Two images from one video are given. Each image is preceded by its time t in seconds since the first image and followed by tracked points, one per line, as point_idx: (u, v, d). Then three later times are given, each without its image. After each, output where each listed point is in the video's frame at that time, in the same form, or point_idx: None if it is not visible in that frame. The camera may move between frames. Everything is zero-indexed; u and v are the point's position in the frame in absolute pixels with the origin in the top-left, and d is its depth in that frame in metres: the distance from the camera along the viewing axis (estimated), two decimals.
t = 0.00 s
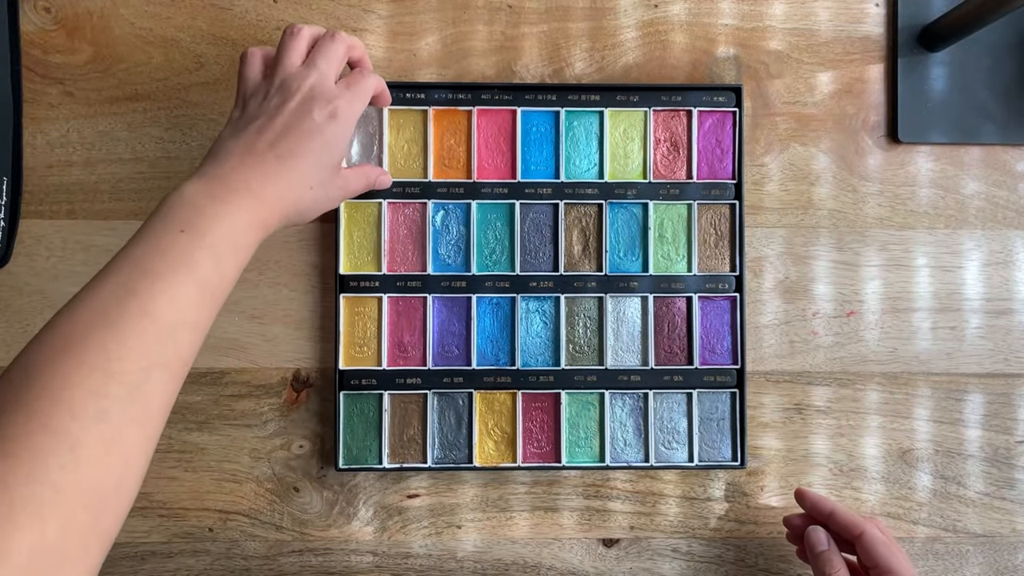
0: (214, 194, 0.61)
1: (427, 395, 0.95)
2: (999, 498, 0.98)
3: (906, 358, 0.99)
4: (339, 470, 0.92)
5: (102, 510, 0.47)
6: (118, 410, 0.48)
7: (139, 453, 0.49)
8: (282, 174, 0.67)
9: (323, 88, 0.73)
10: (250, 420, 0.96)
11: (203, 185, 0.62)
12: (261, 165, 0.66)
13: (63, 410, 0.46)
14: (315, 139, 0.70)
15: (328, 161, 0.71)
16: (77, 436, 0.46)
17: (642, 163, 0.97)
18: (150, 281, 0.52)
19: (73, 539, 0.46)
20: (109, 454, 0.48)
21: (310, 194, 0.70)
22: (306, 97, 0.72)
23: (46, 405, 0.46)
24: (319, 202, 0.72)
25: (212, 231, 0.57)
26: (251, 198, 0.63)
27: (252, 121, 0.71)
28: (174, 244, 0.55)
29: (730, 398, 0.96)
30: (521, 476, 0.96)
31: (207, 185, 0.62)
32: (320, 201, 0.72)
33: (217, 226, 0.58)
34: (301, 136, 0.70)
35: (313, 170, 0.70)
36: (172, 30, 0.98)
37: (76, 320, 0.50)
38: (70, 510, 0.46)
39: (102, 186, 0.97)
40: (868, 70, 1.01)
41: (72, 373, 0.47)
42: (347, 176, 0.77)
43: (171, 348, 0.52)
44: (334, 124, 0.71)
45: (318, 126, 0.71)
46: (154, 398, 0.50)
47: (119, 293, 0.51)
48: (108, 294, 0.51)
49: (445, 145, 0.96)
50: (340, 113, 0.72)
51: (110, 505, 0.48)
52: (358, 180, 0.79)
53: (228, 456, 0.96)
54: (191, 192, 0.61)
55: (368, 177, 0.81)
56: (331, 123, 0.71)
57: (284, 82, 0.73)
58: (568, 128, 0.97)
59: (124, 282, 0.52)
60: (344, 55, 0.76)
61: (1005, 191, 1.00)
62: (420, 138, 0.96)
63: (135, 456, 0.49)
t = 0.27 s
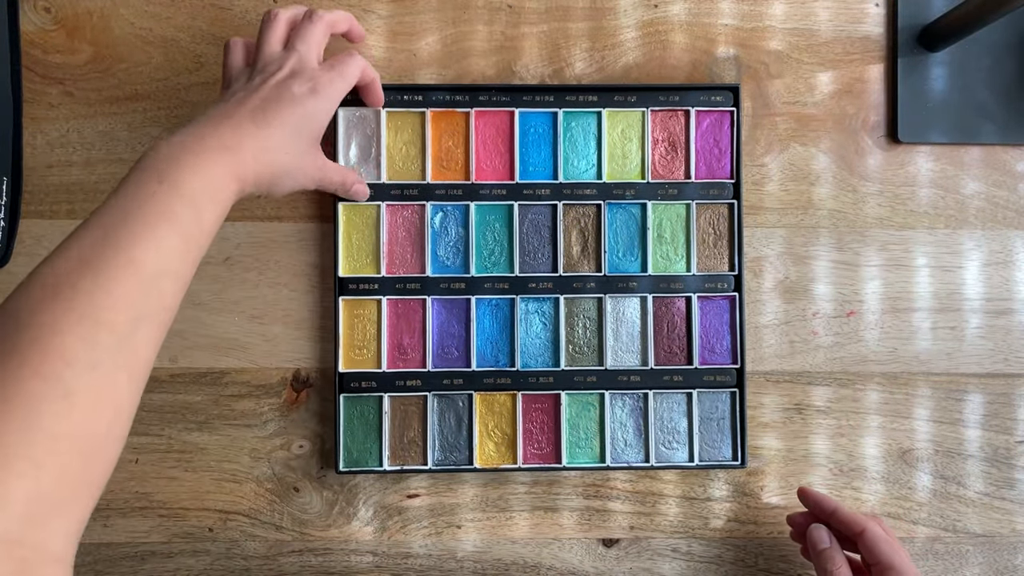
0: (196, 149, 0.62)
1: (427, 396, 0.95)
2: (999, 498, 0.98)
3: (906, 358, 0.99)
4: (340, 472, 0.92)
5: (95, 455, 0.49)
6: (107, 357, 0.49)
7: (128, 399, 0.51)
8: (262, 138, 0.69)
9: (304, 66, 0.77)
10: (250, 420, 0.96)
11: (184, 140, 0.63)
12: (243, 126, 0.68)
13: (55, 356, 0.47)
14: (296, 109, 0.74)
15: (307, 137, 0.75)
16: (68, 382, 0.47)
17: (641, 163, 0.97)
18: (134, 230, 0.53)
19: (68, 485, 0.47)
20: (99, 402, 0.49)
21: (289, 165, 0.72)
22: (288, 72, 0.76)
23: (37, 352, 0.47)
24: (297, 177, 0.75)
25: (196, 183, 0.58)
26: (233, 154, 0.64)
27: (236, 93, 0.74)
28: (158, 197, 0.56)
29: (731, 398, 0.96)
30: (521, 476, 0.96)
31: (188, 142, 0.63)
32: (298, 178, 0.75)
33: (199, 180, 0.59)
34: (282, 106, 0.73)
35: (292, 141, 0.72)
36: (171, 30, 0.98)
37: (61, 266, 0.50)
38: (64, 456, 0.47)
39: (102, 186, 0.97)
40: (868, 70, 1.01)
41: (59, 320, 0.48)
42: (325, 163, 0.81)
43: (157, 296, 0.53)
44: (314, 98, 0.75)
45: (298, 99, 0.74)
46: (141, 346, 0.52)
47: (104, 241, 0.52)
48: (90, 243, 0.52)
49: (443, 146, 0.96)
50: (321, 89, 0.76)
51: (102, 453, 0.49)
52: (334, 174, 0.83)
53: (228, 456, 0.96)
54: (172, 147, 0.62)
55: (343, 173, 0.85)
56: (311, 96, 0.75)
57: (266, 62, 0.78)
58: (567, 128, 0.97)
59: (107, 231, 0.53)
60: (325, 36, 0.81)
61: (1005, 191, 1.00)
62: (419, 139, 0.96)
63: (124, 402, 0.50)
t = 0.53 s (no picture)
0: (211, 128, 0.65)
1: (427, 397, 0.95)
2: (999, 498, 0.98)
3: (906, 358, 0.99)
4: (340, 472, 0.92)
5: (100, 424, 0.50)
6: (114, 327, 0.50)
7: (133, 370, 0.52)
8: (278, 119, 0.72)
9: (320, 56, 0.83)
10: (250, 420, 0.96)
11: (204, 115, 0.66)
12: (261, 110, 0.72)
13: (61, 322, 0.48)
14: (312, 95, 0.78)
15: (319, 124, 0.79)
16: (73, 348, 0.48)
17: (641, 163, 0.97)
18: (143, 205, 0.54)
19: (70, 455, 0.48)
20: (104, 371, 0.50)
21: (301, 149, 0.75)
22: (307, 59, 0.82)
23: (46, 318, 0.48)
24: (307, 160, 0.78)
25: (207, 160, 0.60)
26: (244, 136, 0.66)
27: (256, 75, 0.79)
28: (170, 172, 0.57)
29: (730, 398, 0.96)
30: (521, 476, 0.96)
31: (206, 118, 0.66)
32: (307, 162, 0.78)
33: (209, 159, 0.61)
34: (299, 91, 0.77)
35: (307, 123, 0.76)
36: (172, 30, 0.98)
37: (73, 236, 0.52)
38: (68, 423, 0.48)
39: (102, 186, 0.97)
40: (868, 70, 1.01)
41: (68, 287, 0.49)
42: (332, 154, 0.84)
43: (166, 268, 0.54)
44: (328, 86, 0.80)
45: (314, 86, 0.79)
46: (149, 318, 0.53)
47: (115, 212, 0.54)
48: (103, 216, 0.53)
49: (443, 146, 0.96)
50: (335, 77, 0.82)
51: (105, 425, 0.50)
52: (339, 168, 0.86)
53: (228, 456, 0.96)
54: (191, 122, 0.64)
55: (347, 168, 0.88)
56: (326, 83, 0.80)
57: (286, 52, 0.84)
58: (567, 128, 0.97)
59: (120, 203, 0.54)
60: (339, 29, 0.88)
61: (1006, 191, 1.00)
62: (418, 140, 0.96)
63: (129, 373, 0.51)
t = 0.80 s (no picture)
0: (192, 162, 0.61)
1: (427, 397, 0.95)
2: (999, 498, 0.98)
3: (906, 358, 0.99)
4: (340, 472, 0.92)
5: (56, 470, 0.49)
6: (75, 373, 0.49)
7: (93, 415, 0.50)
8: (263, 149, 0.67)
9: (314, 73, 0.76)
10: (250, 420, 0.96)
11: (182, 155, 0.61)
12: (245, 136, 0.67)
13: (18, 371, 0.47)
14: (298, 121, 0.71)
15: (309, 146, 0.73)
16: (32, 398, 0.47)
17: (641, 163, 0.97)
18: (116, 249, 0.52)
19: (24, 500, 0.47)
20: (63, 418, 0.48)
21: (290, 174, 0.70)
22: (296, 81, 0.74)
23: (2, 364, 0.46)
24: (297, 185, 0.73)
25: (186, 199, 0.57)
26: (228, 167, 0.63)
27: (241, 98, 0.73)
28: (147, 213, 0.55)
29: (730, 398, 0.96)
30: (521, 476, 0.96)
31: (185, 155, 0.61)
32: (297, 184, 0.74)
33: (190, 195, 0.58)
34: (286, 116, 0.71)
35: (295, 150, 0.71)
36: (172, 30, 0.97)
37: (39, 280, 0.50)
38: (20, 471, 0.47)
39: (102, 186, 0.97)
40: (867, 70, 1.01)
41: (29, 331, 0.48)
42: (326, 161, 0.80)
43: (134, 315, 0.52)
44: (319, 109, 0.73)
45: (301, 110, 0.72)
46: (112, 363, 0.51)
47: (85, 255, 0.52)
48: (73, 257, 0.51)
49: (443, 146, 0.96)
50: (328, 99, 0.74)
51: (61, 469, 0.49)
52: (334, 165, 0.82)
53: (228, 456, 0.96)
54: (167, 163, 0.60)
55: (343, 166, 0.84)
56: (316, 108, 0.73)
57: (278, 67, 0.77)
58: (567, 128, 0.97)
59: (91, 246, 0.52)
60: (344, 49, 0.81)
61: (1005, 191, 1.00)
62: (418, 139, 0.96)
63: (89, 419, 0.50)
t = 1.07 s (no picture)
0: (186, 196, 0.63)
1: (427, 397, 0.95)
2: (999, 498, 0.98)
3: (906, 358, 0.99)
4: (339, 472, 0.92)
5: (40, 501, 0.48)
6: (61, 403, 0.49)
7: (78, 444, 0.50)
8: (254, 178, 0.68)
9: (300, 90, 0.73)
10: (250, 420, 0.96)
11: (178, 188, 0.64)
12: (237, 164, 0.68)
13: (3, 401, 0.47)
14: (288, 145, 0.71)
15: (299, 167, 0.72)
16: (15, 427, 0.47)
17: (641, 163, 0.97)
18: (106, 282, 0.53)
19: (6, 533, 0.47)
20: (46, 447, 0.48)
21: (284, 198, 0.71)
22: (283, 102, 0.72)
23: None
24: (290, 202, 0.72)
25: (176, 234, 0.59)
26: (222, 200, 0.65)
27: (225, 122, 0.71)
28: (137, 243, 0.56)
29: (730, 398, 0.96)
30: (521, 476, 0.96)
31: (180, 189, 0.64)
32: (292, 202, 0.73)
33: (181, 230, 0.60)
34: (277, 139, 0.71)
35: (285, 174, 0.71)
36: (171, 30, 0.97)
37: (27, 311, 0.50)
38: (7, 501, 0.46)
39: (102, 186, 0.97)
40: (867, 70, 1.01)
41: (17, 360, 0.48)
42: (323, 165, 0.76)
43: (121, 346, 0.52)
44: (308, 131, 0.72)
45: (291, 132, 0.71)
46: (99, 392, 0.51)
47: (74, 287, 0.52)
48: (63, 288, 0.52)
49: (444, 146, 0.96)
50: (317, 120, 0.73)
51: (45, 500, 0.49)
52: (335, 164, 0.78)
53: (228, 456, 0.96)
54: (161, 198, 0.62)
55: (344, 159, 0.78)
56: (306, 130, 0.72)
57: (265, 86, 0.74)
58: (567, 128, 0.97)
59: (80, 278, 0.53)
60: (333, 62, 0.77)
61: (1005, 191, 1.00)
62: (418, 139, 0.96)
63: (75, 449, 0.50)
